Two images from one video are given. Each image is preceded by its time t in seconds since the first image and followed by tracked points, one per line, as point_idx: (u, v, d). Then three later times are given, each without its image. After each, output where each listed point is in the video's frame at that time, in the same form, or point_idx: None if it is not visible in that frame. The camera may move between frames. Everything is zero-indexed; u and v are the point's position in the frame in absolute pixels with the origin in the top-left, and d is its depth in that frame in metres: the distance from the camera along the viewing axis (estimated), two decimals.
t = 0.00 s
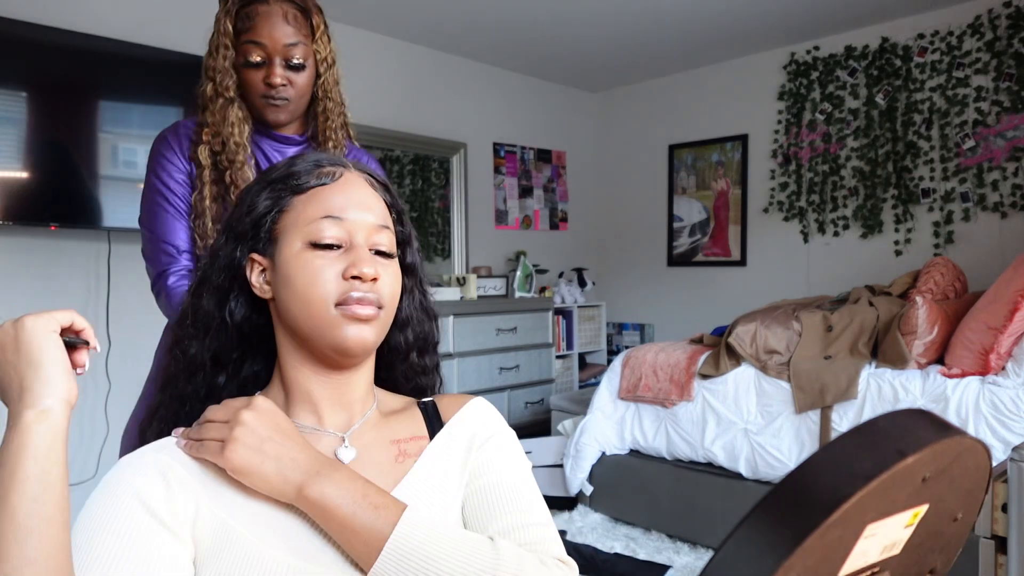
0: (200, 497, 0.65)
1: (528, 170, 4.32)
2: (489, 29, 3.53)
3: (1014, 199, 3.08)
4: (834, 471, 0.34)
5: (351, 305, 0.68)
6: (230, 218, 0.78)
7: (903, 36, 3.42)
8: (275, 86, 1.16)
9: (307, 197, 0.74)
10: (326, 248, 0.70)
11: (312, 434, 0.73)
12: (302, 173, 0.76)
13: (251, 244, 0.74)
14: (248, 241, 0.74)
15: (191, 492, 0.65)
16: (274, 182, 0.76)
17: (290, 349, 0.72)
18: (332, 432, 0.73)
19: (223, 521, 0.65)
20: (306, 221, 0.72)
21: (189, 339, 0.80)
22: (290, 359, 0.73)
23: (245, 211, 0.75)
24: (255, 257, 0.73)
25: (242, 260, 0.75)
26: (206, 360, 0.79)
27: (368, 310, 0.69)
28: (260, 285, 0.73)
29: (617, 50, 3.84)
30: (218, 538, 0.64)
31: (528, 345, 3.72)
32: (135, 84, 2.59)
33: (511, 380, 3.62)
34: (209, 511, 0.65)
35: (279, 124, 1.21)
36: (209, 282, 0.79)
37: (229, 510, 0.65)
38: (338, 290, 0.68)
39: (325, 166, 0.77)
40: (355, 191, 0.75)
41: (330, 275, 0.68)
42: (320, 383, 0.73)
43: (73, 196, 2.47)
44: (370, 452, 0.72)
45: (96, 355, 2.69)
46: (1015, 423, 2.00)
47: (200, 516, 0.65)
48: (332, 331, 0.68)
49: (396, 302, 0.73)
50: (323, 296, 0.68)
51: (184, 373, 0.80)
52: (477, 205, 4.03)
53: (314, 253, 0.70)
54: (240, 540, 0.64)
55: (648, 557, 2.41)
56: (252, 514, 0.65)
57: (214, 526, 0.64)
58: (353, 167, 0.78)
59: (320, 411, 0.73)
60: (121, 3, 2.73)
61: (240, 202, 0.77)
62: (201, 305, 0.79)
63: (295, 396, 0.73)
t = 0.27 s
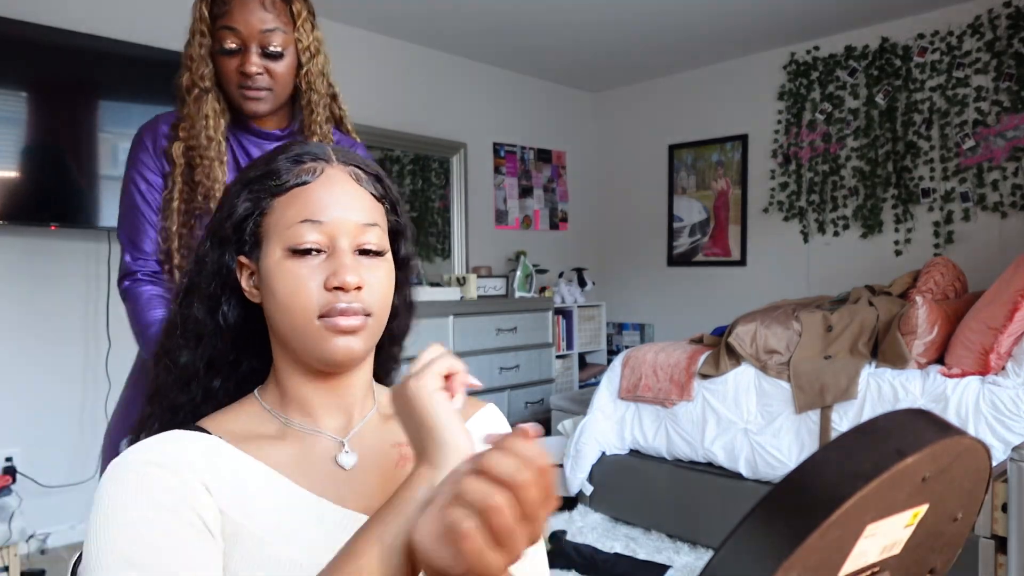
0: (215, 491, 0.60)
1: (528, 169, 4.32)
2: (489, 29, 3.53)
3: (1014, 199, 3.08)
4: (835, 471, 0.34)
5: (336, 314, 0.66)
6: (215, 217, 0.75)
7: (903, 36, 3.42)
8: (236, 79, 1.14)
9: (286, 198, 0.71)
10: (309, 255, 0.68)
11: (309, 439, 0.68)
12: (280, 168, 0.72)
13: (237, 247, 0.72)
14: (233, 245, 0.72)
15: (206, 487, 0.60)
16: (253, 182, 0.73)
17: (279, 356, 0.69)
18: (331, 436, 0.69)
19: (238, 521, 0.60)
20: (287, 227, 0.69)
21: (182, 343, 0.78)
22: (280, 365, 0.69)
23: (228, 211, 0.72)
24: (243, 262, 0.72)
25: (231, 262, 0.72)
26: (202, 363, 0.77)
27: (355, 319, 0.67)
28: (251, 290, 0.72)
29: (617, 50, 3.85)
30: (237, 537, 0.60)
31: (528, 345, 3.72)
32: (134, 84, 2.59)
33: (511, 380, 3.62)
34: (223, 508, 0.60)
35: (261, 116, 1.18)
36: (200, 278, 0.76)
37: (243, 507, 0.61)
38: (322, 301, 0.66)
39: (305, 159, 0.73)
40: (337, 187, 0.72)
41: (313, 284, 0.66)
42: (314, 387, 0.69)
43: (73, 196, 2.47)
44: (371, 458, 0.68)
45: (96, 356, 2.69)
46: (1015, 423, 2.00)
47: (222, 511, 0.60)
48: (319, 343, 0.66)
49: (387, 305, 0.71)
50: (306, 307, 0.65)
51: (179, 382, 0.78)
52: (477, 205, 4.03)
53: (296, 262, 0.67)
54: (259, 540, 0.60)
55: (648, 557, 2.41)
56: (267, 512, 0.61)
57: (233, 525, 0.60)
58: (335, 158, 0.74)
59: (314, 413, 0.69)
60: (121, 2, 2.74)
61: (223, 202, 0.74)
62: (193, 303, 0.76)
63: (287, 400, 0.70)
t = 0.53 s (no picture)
0: (298, 498, 0.60)
1: (528, 170, 4.32)
2: (488, 29, 3.52)
3: (1014, 199, 3.08)
4: (836, 472, 0.34)
5: (416, 294, 0.68)
6: (263, 217, 0.76)
7: (903, 36, 3.42)
8: (40, 7, 0.80)
9: (350, 184, 0.72)
10: (383, 236, 0.69)
11: (381, 428, 0.71)
12: (336, 160, 0.73)
13: (298, 242, 0.72)
14: (294, 239, 0.72)
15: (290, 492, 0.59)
16: (309, 174, 0.73)
17: (352, 341, 0.70)
18: (395, 425, 0.72)
19: (331, 522, 0.60)
20: (357, 210, 0.70)
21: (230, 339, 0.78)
22: (351, 349, 0.71)
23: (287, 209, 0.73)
24: (303, 257, 0.72)
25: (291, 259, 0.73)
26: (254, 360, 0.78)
27: (432, 297, 0.68)
28: (311, 285, 0.72)
29: (617, 50, 3.84)
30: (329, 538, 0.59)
31: (528, 345, 3.72)
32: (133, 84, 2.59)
33: (511, 380, 3.62)
34: (313, 511, 0.60)
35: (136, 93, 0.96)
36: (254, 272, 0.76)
37: (336, 507, 0.61)
38: (404, 280, 0.67)
39: (360, 149, 0.74)
40: (397, 171, 0.73)
41: (393, 266, 0.67)
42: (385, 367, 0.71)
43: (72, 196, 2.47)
44: (440, 453, 0.73)
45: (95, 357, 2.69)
46: (1014, 423, 2.00)
47: (308, 520, 0.59)
48: (402, 325, 0.67)
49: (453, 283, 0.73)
50: (389, 286, 0.67)
51: (222, 383, 0.79)
52: (477, 205, 4.03)
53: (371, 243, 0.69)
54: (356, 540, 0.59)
55: (648, 557, 2.41)
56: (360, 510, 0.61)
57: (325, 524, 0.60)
58: (388, 148, 0.76)
59: (382, 394, 0.71)
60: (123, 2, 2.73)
61: (278, 200, 0.75)
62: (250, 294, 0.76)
63: (357, 387, 0.71)
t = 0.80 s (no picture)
0: (193, 522, 0.57)
1: (529, 170, 4.32)
2: (489, 29, 3.53)
3: (1014, 199, 3.08)
4: (837, 471, 0.34)
5: (347, 342, 0.66)
6: (191, 220, 0.71)
7: (903, 36, 3.42)
8: None
9: (290, 222, 0.66)
10: (318, 284, 0.65)
11: (305, 439, 0.68)
12: (276, 189, 0.67)
13: (226, 265, 0.68)
14: (222, 258, 0.68)
15: (181, 518, 0.57)
16: (244, 200, 0.67)
17: (273, 372, 0.68)
18: (324, 433, 0.69)
19: (235, 540, 0.58)
20: (294, 254, 0.65)
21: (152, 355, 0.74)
22: (274, 376, 0.68)
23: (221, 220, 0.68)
24: (232, 277, 0.68)
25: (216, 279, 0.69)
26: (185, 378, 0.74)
27: (359, 344, 0.66)
28: (241, 307, 0.68)
29: (617, 50, 3.84)
30: (233, 557, 0.58)
31: (528, 345, 3.72)
32: (133, 84, 2.59)
33: (511, 380, 3.62)
34: (214, 534, 0.57)
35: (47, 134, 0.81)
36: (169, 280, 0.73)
37: (245, 525, 0.58)
38: (334, 331, 0.65)
39: (304, 178, 0.68)
40: (340, 207, 0.68)
41: (327, 316, 0.64)
42: (308, 397, 0.69)
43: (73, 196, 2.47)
44: (366, 452, 0.70)
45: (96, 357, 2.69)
46: (1015, 423, 2.00)
47: (206, 542, 0.57)
48: (329, 368, 0.66)
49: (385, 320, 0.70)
50: (318, 338, 0.64)
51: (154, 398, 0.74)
52: (477, 205, 4.03)
53: (307, 291, 0.65)
54: (264, 559, 0.58)
55: (648, 557, 2.41)
56: (263, 529, 0.59)
57: (224, 542, 0.57)
58: (332, 177, 0.70)
59: (304, 413, 0.69)
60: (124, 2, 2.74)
61: (210, 210, 0.69)
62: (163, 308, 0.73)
63: (277, 406, 0.68)
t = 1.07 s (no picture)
0: (191, 516, 0.57)
1: (529, 169, 4.32)
2: (488, 29, 3.53)
3: (1014, 199, 3.08)
4: (836, 472, 0.34)
5: (320, 340, 0.65)
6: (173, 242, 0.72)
7: (903, 36, 3.42)
8: None
9: (248, 226, 0.66)
10: (281, 284, 0.65)
11: (304, 438, 0.68)
12: (231, 196, 0.67)
13: (207, 278, 0.69)
14: (202, 272, 0.69)
15: (179, 512, 0.56)
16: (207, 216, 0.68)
17: (264, 379, 0.68)
18: (324, 433, 0.69)
19: (232, 537, 0.57)
20: (256, 257, 0.65)
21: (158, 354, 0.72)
22: (264, 380, 0.68)
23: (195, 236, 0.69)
24: (213, 289, 0.69)
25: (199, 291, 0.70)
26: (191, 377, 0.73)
27: (334, 342, 0.66)
28: (226, 316, 0.69)
29: (617, 50, 3.85)
30: (230, 553, 0.57)
31: (528, 345, 3.72)
32: (133, 84, 2.59)
33: (511, 380, 3.62)
34: (213, 530, 0.57)
35: None
36: (174, 282, 0.73)
37: (246, 521, 0.58)
38: (305, 330, 0.64)
39: (256, 181, 0.67)
40: (296, 205, 0.67)
41: (295, 317, 0.64)
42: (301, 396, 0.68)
43: (74, 195, 2.48)
44: (367, 452, 0.70)
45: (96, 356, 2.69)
46: (1015, 423, 2.00)
47: (204, 536, 0.57)
48: (308, 369, 0.65)
49: (365, 314, 0.69)
50: (286, 340, 0.64)
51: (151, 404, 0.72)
52: (477, 205, 4.03)
53: (273, 294, 0.64)
54: (259, 556, 0.58)
55: (647, 557, 2.41)
56: (263, 526, 0.59)
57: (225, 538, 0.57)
58: (286, 175, 0.69)
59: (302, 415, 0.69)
60: (124, 2, 2.74)
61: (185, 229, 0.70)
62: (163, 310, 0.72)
63: (272, 407, 0.69)
